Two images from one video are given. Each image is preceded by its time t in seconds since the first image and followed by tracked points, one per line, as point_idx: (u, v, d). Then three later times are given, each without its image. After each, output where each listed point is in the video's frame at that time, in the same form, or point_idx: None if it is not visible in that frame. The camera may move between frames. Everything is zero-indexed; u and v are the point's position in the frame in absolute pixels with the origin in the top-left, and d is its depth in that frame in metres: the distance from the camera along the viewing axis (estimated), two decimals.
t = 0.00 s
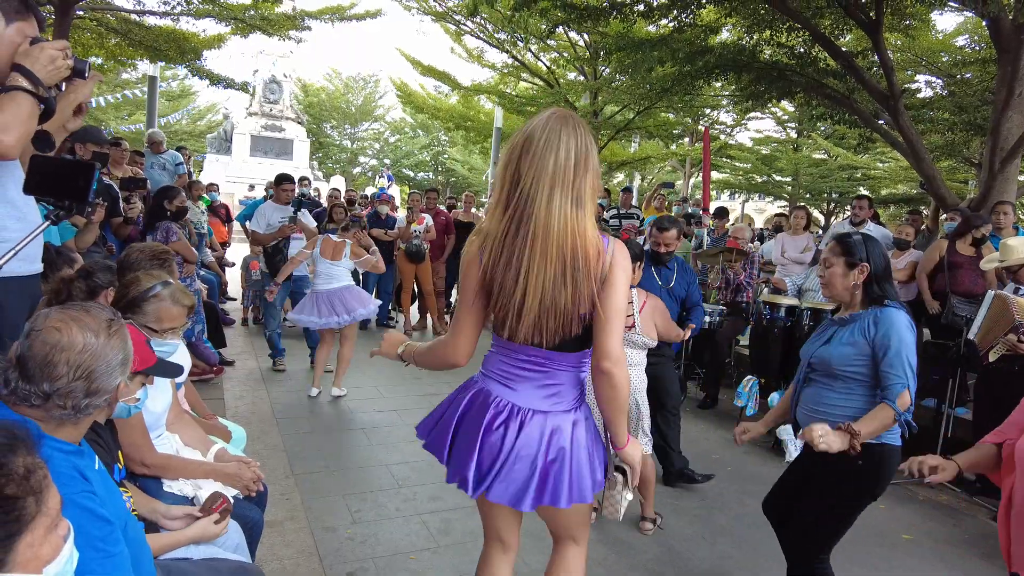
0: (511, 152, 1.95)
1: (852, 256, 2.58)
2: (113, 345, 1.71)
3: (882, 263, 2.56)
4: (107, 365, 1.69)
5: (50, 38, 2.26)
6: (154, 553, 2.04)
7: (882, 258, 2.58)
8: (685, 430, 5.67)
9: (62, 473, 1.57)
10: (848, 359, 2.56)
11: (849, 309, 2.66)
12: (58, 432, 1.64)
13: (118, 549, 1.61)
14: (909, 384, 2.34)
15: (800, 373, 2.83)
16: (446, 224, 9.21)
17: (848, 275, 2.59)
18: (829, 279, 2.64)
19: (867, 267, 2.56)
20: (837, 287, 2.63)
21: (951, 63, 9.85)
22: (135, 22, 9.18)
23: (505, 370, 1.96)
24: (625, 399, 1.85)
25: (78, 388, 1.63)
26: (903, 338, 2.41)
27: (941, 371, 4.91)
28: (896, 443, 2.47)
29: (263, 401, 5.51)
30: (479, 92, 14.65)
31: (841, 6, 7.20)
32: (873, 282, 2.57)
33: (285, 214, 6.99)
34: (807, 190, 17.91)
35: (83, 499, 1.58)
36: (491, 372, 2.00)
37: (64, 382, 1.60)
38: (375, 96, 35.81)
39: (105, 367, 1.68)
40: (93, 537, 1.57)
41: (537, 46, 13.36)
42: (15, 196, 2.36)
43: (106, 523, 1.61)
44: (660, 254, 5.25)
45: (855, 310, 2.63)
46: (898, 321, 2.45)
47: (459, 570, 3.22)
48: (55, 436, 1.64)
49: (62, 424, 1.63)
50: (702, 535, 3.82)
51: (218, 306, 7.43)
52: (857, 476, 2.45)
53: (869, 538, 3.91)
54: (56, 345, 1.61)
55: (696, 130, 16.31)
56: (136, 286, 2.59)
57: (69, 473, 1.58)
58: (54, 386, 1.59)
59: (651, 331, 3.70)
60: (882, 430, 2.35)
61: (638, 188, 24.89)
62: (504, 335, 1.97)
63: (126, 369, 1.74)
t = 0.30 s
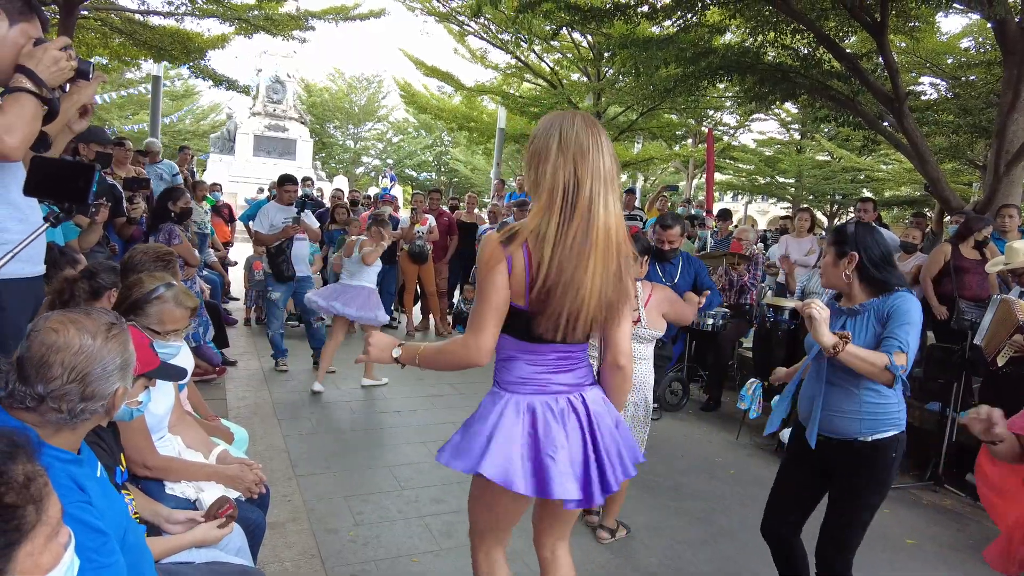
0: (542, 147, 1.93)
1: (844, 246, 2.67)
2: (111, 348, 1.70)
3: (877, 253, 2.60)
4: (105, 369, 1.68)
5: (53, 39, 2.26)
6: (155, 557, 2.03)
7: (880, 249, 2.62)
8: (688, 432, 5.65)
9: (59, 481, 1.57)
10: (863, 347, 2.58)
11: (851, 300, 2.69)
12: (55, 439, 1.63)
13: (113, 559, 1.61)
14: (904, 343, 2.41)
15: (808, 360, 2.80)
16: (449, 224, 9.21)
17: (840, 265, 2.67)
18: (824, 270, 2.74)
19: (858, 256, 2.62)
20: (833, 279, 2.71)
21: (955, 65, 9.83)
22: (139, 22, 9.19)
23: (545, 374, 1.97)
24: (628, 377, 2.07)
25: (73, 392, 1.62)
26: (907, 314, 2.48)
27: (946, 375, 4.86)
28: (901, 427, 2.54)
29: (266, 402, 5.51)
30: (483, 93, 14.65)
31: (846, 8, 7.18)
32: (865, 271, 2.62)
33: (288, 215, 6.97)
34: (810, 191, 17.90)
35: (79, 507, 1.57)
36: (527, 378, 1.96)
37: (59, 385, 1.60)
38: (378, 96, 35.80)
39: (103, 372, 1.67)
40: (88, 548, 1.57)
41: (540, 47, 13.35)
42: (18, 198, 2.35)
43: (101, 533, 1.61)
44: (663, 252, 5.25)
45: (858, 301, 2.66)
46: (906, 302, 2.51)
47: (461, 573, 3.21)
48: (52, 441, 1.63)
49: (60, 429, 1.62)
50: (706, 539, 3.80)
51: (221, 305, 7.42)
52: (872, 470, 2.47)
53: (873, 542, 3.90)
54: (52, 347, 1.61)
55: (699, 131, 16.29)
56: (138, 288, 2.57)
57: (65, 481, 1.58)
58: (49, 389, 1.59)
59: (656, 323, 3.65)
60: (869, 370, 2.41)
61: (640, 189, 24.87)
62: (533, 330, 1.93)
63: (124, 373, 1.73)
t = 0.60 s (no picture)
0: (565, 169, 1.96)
1: (839, 261, 2.66)
2: (111, 347, 1.70)
3: (870, 270, 2.59)
4: (104, 368, 1.68)
5: (57, 37, 2.26)
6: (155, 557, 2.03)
7: (872, 264, 2.60)
8: (691, 434, 5.63)
9: (58, 479, 1.56)
10: (848, 365, 2.57)
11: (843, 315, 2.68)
12: (55, 438, 1.63)
13: (114, 557, 1.61)
14: (899, 386, 2.39)
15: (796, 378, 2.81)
16: (452, 224, 9.21)
17: (834, 278, 2.67)
18: (818, 284, 2.73)
19: (851, 272, 2.61)
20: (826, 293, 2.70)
21: (960, 67, 9.81)
22: (144, 22, 9.21)
23: (570, 390, 2.04)
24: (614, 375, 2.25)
25: (72, 389, 1.61)
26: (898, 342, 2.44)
27: (950, 378, 4.83)
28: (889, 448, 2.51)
29: (268, 401, 5.51)
30: (486, 93, 14.66)
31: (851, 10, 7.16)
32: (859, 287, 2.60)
33: (291, 215, 6.97)
34: (814, 193, 17.87)
35: (79, 506, 1.57)
36: (556, 395, 2.01)
37: (57, 381, 1.60)
38: (382, 96, 35.82)
39: (102, 370, 1.67)
40: (87, 546, 1.57)
41: (544, 47, 13.34)
42: (20, 195, 2.36)
43: (101, 532, 1.60)
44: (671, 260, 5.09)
45: (848, 317, 2.65)
46: (894, 326, 2.48)
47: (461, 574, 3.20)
48: (51, 440, 1.62)
49: (59, 428, 1.62)
50: (708, 542, 3.79)
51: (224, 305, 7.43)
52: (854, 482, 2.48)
53: (877, 546, 3.87)
54: (53, 344, 1.61)
55: (703, 132, 16.27)
56: (141, 286, 2.58)
57: (64, 480, 1.57)
58: (47, 384, 1.59)
59: (656, 340, 3.62)
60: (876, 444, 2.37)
61: (644, 190, 24.84)
62: (573, 351, 2.02)
63: (124, 373, 1.73)
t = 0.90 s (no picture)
0: (591, 162, 2.00)
1: (842, 249, 2.74)
2: (113, 344, 1.70)
3: (868, 266, 2.63)
4: (105, 365, 1.68)
5: (59, 36, 2.27)
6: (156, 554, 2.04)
7: (873, 260, 2.63)
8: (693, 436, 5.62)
9: (59, 474, 1.57)
10: (833, 346, 2.63)
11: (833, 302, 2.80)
12: (57, 434, 1.64)
13: (115, 551, 1.62)
14: (921, 348, 2.38)
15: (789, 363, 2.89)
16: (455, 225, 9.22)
17: (833, 265, 2.76)
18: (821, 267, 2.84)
19: (847, 262, 2.71)
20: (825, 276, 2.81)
21: (963, 69, 9.81)
22: (149, 22, 9.25)
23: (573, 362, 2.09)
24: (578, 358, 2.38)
25: (73, 384, 1.62)
26: (890, 318, 2.49)
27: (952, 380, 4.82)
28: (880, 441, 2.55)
29: (270, 400, 5.53)
30: (490, 94, 14.68)
31: (855, 12, 7.16)
32: (852, 277, 2.69)
33: (294, 215, 6.98)
34: (817, 195, 17.87)
35: (79, 500, 1.58)
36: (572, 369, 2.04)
37: (59, 376, 1.61)
38: (386, 97, 35.86)
39: (104, 367, 1.68)
40: (87, 539, 1.57)
41: (547, 49, 13.34)
42: (23, 193, 2.37)
43: (102, 526, 1.61)
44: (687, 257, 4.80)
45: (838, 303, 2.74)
46: (884, 304, 2.53)
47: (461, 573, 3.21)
48: (53, 436, 1.63)
49: (61, 423, 1.63)
50: (708, 542, 3.79)
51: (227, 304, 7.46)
52: (843, 479, 2.56)
53: (878, 548, 3.87)
54: (57, 339, 1.63)
55: (706, 134, 16.25)
56: (144, 285, 2.60)
57: (65, 475, 1.58)
58: (49, 378, 1.60)
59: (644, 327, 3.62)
60: (905, 397, 2.36)
61: (647, 192, 24.84)
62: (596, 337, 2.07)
63: (126, 370, 1.73)
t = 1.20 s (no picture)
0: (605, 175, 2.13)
1: (854, 259, 2.72)
2: (114, 342, 1.71)
3: (882, 272, 2.62)
4: (106, 363, 1.69)
5: (61, 37, 2.28)
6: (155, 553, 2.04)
7: (891, 271, 2.62)
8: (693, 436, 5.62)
9: (59, 471, 1.58)
10: (840, 360, 2.65)
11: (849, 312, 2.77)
12: (58, 431, 1.65)
13: (114, 549, 1.63)
14: (898, 372, 2.41)
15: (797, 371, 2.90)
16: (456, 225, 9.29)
17: (845, 276, 2.75)
18: (833, 277, 2.83)
19: (861, 271, 2.68)
20: (839, 286, 2.79)
21: (963, 70, 9.82)
22: (151, 23, 9.27)
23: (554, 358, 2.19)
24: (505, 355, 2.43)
25: (74, 382, 1.63)
26: (894, 339, 2.49)
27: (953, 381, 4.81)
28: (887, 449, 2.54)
29: (270, 400, 5.54)
30: (491, 95, 14.69)
31: (855, 13, 7.16)
32: (866, 287, 2.67)
33: (295, 215, 6.99)
34: (818, 196, 17.86)
35: (79, 497, 1.59)
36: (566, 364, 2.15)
37: (60, 372, 1.62)
38: (387, 97, 35.90)
39: (104, 365, 1.68)
40: (87, 536, 1.58)
41: (548, 50, 13.34)
42: (24, 193, 2.37)
43: (102, 523, 1.62)
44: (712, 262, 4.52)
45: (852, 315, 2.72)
46: (892, 324, 2.54)
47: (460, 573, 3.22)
48: (54, 433, 1.64)
49: (62, 421, 1.64)
50: (708, 543, 3.79)
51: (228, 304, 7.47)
52: (847, 484, 2.54)
53: (877, 549, 3.87)
54: (58, 336, 1.64)
55: (707, 135, 16.25)
56: (143, 285, 2.61)
57: (65, 472, 1.59)
58: (50, 375, 1.61)
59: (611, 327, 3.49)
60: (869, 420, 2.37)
61: (648, 193, 24.84)
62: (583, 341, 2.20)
63: (127, 368, 1.73)
